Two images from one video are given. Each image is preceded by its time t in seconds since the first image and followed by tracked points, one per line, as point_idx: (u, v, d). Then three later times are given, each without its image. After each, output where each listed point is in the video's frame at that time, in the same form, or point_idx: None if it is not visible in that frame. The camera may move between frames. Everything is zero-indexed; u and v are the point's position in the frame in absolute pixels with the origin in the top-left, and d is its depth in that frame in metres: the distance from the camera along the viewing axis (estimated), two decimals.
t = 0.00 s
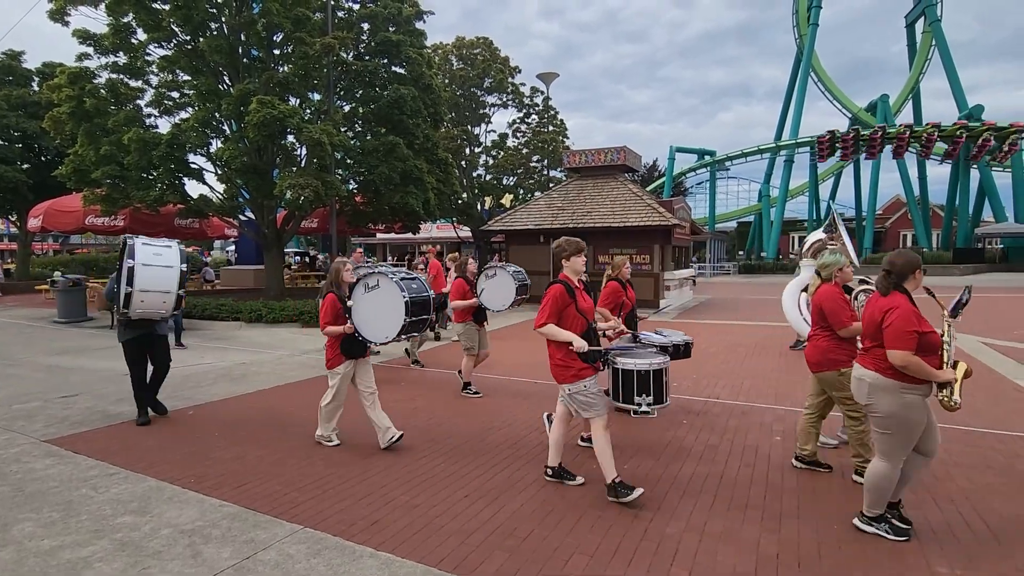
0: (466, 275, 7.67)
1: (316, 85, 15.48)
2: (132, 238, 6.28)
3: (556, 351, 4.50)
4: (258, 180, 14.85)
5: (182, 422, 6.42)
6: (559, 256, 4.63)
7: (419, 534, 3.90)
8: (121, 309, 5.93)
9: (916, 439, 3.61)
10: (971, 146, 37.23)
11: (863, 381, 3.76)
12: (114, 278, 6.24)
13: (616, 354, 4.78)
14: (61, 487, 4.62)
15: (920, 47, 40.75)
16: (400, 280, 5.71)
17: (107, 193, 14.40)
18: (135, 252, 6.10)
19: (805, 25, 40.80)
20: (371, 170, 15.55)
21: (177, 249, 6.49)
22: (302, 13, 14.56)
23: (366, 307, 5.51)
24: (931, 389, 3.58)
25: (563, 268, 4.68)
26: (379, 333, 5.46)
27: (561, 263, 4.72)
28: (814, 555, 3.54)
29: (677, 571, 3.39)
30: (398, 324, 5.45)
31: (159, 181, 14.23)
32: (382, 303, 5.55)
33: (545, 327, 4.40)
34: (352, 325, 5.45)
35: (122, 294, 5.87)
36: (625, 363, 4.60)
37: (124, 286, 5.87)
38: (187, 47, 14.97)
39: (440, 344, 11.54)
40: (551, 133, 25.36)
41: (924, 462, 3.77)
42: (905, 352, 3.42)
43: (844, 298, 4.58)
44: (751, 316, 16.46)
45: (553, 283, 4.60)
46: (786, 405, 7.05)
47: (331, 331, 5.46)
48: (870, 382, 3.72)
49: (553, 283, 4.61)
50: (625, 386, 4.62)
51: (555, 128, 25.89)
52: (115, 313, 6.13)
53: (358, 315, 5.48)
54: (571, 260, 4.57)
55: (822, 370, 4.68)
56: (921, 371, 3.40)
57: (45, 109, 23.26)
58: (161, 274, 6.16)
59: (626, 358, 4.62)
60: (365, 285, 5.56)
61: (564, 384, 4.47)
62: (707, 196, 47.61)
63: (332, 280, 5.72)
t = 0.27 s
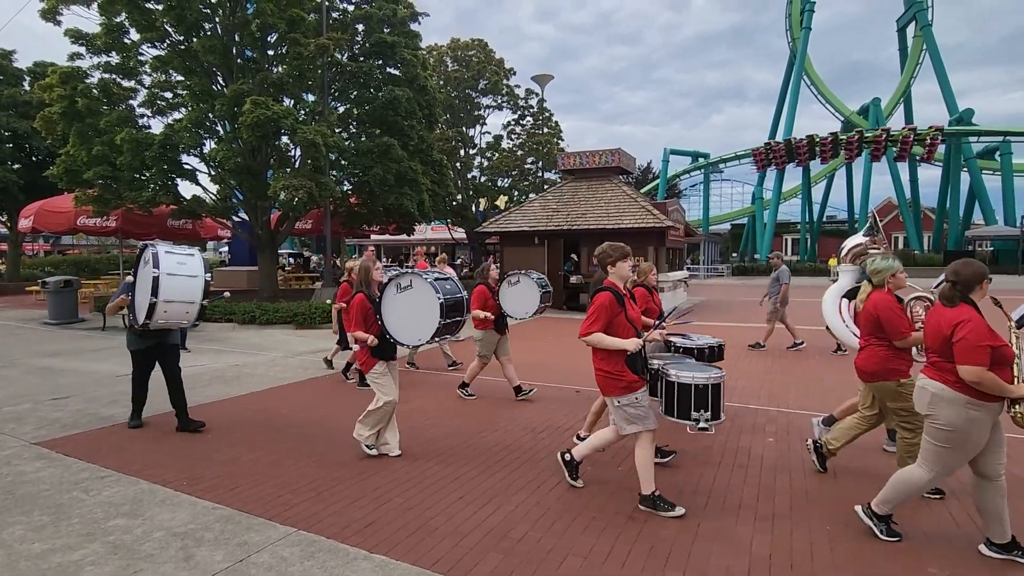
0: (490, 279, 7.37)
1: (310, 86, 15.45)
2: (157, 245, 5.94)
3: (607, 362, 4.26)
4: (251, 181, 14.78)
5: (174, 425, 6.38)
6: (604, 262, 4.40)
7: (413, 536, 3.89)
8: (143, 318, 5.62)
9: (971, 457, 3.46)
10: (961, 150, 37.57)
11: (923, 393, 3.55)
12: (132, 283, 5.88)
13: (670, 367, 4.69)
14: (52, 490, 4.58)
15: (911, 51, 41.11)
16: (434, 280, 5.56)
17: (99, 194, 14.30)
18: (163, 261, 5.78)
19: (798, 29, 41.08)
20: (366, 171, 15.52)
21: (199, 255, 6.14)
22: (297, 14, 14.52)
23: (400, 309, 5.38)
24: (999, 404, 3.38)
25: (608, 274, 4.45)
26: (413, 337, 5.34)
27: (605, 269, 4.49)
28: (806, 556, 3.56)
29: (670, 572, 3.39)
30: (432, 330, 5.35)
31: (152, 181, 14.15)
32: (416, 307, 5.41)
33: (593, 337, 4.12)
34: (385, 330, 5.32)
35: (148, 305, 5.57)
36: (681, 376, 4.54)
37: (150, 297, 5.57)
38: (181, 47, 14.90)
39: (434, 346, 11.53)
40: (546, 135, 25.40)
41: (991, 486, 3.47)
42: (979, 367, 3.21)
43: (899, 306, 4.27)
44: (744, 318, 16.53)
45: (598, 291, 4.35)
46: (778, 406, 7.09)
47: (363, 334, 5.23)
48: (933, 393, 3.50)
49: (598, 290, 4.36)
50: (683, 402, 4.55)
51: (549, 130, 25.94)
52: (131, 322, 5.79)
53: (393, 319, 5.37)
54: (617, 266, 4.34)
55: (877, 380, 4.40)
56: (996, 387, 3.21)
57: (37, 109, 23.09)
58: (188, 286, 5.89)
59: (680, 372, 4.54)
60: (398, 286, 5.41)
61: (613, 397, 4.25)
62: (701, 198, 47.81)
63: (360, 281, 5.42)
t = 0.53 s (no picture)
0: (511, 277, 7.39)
1: (303, 87, 15.38)
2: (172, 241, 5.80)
3: (647, 360, 4.13)
4: (243, 181, 14.69)
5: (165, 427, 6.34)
6: (649, 256, 4.34)
7: (405, 538, 3.88)
8: (158, 316, 5.50)
9: None
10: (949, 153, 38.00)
11: (991, 402, 3.52)
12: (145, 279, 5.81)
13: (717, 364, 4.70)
14: (40, 493, 4.53)
15: (900, 55, 41.56)
16: (466, 289, 5.53)
17: (88, 194, 14.16)
18: (178, 257, 5.64)
19: (789, 33, 41.42)
20: (358, 172, 15.47)
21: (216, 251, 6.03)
22: (289, 14, 14.46)
23: (431, 316, 5.42)
24: None
25: (651, 269, 4.37)
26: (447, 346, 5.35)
27: (647, 266, 4.45)
28: (798, 556, 3.58)
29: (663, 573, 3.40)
30: (465, 336, 5.31)
31: (142, 181, 14.04)
32: (444, 312, 5.41)
33: (640, 335, 3.94)
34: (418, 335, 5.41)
35: (164, 302, 5.43)
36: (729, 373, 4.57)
37: (167, 294, 5.43)
38: (172, 46, 14.80)
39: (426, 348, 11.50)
40: (539, 136, 25.44)
41: None
42: None
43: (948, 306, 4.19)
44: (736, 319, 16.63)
45: (643, 284, 4.23)
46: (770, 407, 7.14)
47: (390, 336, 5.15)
48: (1000, 402, 3.49)
49: (644, 283, 4.24)
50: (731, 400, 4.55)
51: (542, 132, 25.98)
52: (147, 321, 5.66)
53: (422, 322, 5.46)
54: (662, 262, 4.28)
55: (921, 382, 4.30)
56: None
57: (24, 108, 22.85)
58: (205, 283, 5.73)
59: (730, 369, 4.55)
60: (430, 294, 5.43)
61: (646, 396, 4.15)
62: (693, 200, 48.05)
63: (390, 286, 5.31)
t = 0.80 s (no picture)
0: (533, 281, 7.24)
1: (292, 87, 15.31)
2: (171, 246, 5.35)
3: (698, 374, 3.82)
4: (231, 181, 14.57)
5: (152, 429, 6.28)
6: (699, 264, 4.02)
7: (395, 540, 3.88)
8: (163, 329, 5.13)
9: None
10: (933, 156, 38.56)
11: None
12: (150, 286, 5.46)
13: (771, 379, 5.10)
14: (23, 497, 4.47)
15: (885, 59, 42.10)
16: (500, 287, 5.42)
17: (73, 193, 13.97)
18: (179, 264, 5.22)
19: (777, 37, 41.83)
20: (348, 173, 15.42)
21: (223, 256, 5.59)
22: (279, 14, 14.38)
23: (460, 317, 5.32)
24: None
25: (699, 278, 4.07)
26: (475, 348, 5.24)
27: (695, 274, 4.14)
28: (783, 553, 3.63)
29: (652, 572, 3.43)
30: (500, 338, 5.23)
31: (128, 181, 13.89)
32: (476, 313, 5.31)
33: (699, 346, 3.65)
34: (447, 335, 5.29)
35: (167, 314, 5.07)
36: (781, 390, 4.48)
37: (170, 305, 5.05)
38: (159, 45, 14.66)
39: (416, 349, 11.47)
40: (529, 138, 25.48)
41: None
42: None
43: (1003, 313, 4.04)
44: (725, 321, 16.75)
45: (695, 294, 3.94)
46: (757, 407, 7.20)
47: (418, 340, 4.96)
48: None
49: (696, 292, 3.94)
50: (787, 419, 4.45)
51: (533, 134, 26.02)
52: (153, 332, 5.33)
53: (453, 325, 5.33)
54: (715, 270, 3.97)
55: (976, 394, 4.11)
56: None
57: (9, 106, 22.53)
58: (212, 289, 5.35)
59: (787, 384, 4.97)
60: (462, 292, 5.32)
61: (696, 412, 3.85)
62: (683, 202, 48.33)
63: (417, 282, 5.19)
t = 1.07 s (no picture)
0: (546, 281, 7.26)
1: (280, 86, 15.20)
2: (186, 240, 5.22)
3: (751, 371, 3.70)
4: (218, 181, 14.43)
5: (137, 432, 6.21)
6: (744, 259, 3.93)
7: (385, 541, 3.88)
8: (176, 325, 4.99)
9: None
10: (915, 159, 39.20)
11: None
12: (157, 280, 5.30)
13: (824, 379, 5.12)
14: (7, 501, 4.41)
15: (869, 64, 42.75)
16: (538, 290, 5.36)
17: (55, 193, 13.76)
18: (195, 259, 5.09)
19: (763, 41, 42.30)
20: (336, 173, 15.35)
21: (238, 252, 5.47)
22: (267, 13, 14.28)
23: (498, 320, 5.20)
24: None
25: (745, 273, 3.97)
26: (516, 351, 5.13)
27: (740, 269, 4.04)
28: (770, 551, 3.69)
29: (641, 571, 3.47)
30: (540, 342, 5.15)
31: (112, 181, 13.71)
32: (511, 318, 5.20)
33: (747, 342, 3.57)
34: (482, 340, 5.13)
35: (183, 310, 4.92)
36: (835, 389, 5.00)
37: (186, 301, 4.92)
38: (145, 43, 14.50)
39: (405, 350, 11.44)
40: (518, 139, 25.52)
41: None
42: None
43: None
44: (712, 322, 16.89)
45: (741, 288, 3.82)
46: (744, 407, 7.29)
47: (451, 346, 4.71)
48: None
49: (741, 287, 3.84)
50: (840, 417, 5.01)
51: (522, 135, 26.07)
52: (162, 330, 5.14)
53: (489, 331, 5.18)
54: (761, 263, 3.88)
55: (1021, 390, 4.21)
56: None
57: None
58: (227, 286, 5.23)
59: (842, 385, 4.95)
60: (499, 295, 5.22)
61: (761, 411, 3.70)
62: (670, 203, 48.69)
63: (449, 288, 4.93)
